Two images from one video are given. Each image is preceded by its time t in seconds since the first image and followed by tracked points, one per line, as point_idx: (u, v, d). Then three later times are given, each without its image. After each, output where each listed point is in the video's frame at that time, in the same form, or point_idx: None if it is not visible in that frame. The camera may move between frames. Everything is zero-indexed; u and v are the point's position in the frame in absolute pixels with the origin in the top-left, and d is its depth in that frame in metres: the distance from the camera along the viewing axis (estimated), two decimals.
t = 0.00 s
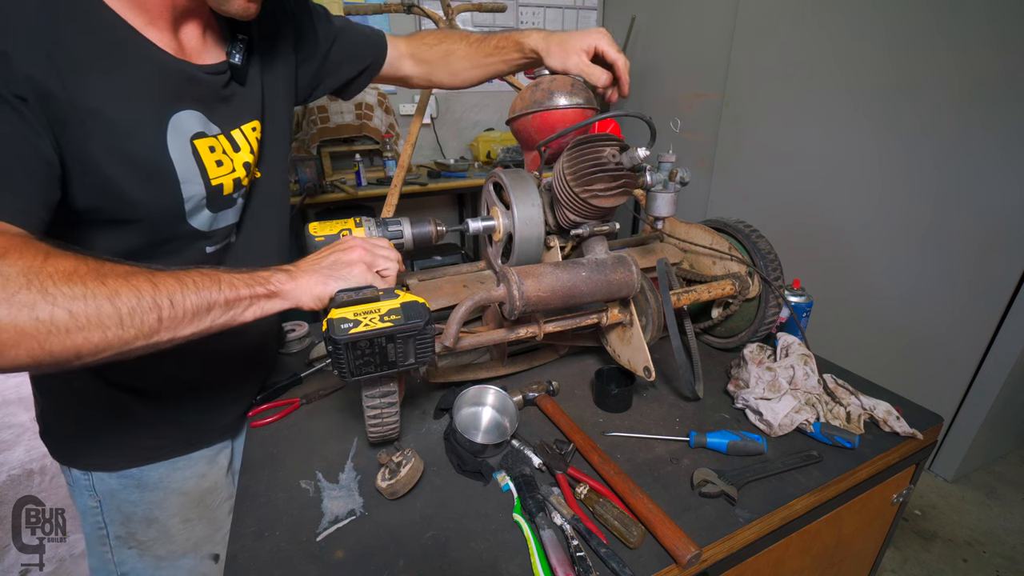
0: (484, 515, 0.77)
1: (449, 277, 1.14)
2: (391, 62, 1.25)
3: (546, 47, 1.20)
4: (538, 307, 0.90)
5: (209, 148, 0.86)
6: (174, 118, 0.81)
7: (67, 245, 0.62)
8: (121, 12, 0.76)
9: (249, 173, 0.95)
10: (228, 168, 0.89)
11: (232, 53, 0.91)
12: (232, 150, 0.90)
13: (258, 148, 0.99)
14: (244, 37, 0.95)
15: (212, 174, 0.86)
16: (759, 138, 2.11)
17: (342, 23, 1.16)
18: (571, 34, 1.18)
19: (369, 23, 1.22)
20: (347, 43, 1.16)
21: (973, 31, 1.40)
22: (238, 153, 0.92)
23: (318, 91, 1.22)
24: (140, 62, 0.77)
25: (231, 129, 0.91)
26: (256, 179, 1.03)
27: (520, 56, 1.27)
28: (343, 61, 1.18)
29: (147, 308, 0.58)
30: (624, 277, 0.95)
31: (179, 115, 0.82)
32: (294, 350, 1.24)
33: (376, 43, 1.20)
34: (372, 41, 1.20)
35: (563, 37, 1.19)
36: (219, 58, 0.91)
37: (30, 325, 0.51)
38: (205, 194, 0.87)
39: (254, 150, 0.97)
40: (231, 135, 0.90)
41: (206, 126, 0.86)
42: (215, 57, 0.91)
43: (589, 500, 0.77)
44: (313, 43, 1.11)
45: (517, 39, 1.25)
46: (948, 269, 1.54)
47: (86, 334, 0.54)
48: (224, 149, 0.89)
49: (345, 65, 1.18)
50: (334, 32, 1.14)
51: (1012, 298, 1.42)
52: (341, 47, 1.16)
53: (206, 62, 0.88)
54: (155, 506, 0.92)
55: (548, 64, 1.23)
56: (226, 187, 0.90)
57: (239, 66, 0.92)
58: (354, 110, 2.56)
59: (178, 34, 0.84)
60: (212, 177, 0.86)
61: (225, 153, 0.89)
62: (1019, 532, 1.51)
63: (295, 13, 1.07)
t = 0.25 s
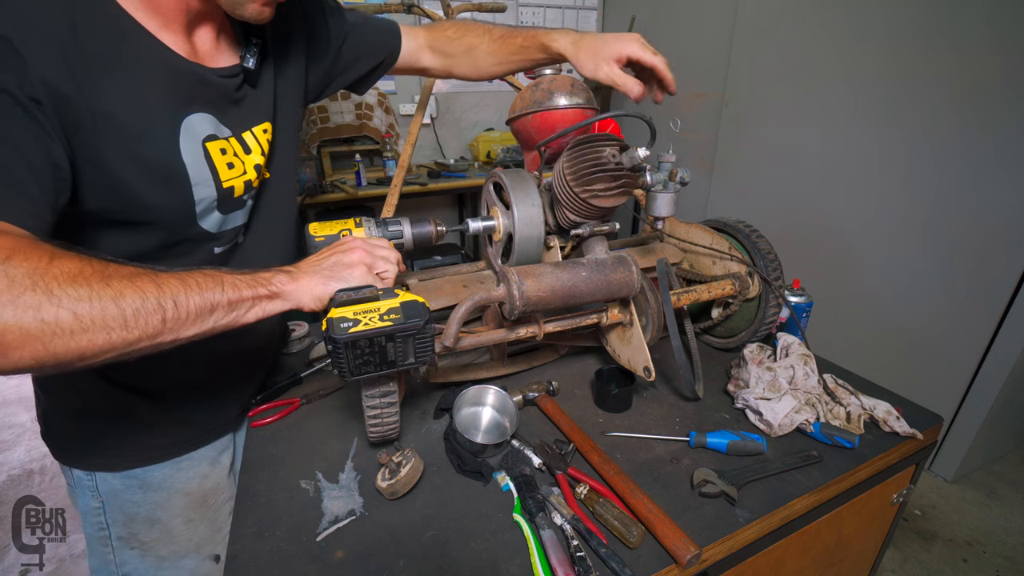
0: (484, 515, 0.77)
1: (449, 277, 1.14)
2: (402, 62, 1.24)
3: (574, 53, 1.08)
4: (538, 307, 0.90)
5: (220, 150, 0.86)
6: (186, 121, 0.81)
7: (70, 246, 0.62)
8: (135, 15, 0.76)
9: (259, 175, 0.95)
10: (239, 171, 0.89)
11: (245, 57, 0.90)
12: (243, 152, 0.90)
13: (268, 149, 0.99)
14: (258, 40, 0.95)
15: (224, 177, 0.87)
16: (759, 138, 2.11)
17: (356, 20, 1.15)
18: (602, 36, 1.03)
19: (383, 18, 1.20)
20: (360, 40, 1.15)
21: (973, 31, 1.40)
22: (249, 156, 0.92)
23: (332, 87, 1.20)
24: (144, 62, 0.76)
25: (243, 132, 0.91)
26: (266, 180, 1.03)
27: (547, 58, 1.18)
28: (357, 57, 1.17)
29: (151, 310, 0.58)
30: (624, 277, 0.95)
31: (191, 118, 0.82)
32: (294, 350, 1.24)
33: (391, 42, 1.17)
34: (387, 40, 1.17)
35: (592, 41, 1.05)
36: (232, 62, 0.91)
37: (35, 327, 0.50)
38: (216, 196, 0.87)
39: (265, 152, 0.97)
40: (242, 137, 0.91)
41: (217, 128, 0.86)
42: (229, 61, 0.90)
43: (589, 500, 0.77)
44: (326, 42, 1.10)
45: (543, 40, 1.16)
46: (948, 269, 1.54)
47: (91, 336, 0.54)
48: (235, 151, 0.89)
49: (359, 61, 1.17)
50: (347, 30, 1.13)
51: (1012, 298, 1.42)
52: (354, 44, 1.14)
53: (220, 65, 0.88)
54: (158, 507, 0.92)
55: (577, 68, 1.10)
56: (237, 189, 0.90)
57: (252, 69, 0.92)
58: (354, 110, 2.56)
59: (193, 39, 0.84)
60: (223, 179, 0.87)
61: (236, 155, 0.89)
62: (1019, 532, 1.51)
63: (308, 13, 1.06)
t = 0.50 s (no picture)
0: (484, 515, 0.77)
1: (449, 277, 1.14)
2: (405, 60, 1.24)
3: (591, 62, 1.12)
4: (538, 307, 0.90)
5: (224, 151, 0.86)
6: (190, 122, 0.81)
7: (69, 245, 0.62)
8: (141, 15, 0.76)
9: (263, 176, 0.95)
10: (243, 172, 0.89)
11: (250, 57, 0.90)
12: (246, 153, 0.90)
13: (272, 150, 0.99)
14: (263, 41, 0.95)
15: (228, 178, 0.87)
16: (759, 138, 2.11)
17: (360, 18, 1.14)
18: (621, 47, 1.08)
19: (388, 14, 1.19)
20: (365, 39, 1.15)
21: (974, 30, 1.40)
22: (253, 156, 0.92)
23: (336, 87, 1.21)
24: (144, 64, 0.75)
25: (247, 133, 0.91)
26: (270, 181, 1.03)
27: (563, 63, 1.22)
28: (361, 57, 1.17)
29: (153, 310, 0.58)
30: (624, 278, 0.95)
31: (195, 119, 0.82)
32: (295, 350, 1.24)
33: (396, 41, 1.17)
34: (393, 39, 1.17)
35: (610, 51, 1.09)
36: (236, 62, 0.91)
37: (37, 327, 0.50)
38: (219, 198, 0.87)
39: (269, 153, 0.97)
40: (247, 138, 0.91)
41: (221, 129, 0.86)
42: (233, 61, 0.90)
43: (589, 500, 0.77)
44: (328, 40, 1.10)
45: (561, 45, 1.20)
46: (948, 269, 1.54)
47: (93, 335, 0.54)
48: (239, 152, 0.89)
49: (363, 61, 1.17)
50: (351, 29, 1.13)
51: (1012, 298, 1.42)
52: (358, 44, 1.14)
53: (225, 66, 0.88)
54: (159, 508, 0.92)
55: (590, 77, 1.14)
56: (240, 191, 0.90)
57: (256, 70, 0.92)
58: (354, 110, 2.56)
59: (198, 40, 0.84)
60: (227, 180, 0.87)
61: (240, 156, 0.89)
62: (1018, 532, 1.51)
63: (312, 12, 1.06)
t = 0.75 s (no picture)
0: (484, 515, 0.77)
1: (449, 277, 1.14)
2: (405, 58, 1.24)
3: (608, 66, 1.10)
4: (538, 307, 0.90)
5: (225, 151, 0.86)
6: (190, 122, 0.81)
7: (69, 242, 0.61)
8: (141, 15, 0.76)
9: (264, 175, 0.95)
10: (244, 171, 0.89)
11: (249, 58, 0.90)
12: (247, 153, 0.90)
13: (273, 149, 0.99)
14: (262, 42, 0.95)
15: (229, 177, 0.87)
16: (759, 137, 2.11)
17: (358, 12, 1.13)
18: (644, 59, 1.06)
19: (387, 7, 1.19)
20: (364, 35, 1.15)
21: (974, 30, 1.40)
22: (253, 156, 0.92)
23: (337, 82, 1.21)
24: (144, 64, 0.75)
25: (248, 133, 0.91)
26: (270, 180, 1.03)
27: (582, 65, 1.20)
28: (361, 52, 1.17)
29: (153, 307, 0.58)
30: (624, 277, 0.95)
31: (195, 118, 0.82)
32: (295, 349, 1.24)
33: (396, 37, 1.17)
34: (392, 35, 1.17)
35: (630, 61, 1.08)
36: (236, 63, 0.91)
37: (37, 323, 0.50)
38: (220, 197, 0.87)
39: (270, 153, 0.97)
40: (247, 138, 0.91)
41: (221, 129, 0.86)
42: (233, 62, 0.90)
43: (588, 500, 0.77)
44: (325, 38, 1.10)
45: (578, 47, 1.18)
46: (948, 269, 1.54)
47: (93, 332, 0.54)
48: (239, 151, 0.89)
49: (363, 57, 1.18)
50: (350, 26, 1.13)
51: (1013, 298, 1.41)
52: (356, 41, 1.14)
53: (224, 67, 0.88)
54: (157, 509, 0.92)
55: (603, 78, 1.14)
56: (241, 190, 0.90)
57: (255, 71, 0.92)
58: (354, 110, 2.56)
59: (198, 40, 0.84)
60: (228, 180, 0.87)
61: (241, 155, 0.89)
62: (1018, 532, 1.51)
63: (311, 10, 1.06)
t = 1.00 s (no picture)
0: (484, 515, 0.77)
1: (449, 277, 1.14)
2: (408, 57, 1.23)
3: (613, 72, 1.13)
4: (538, 307, 0.90)
5: (227, 151, 0.86)
6: (192, 123, 0.81)
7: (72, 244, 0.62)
8: (144, 17, 0.75)
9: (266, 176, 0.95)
10: (246, 172, 0.89)
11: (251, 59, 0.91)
12: (249, 153, 0.91)
13: (275, 150, 0.99)
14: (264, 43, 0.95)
15: (231, 178, 0.87)
16: (759, 137, 2.11)
17: (360, 12, 1.13)
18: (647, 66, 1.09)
19: (390, 6, 1.18)
20: (366, 35, 1.14)
21: (975, 30, 1.40)
22: (255, 156, 0.92)
23: (340, 83, 1.22)
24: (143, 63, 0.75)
25: (250, 133, 0.91)
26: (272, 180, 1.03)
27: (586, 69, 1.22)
28: (364, 52, 1.17)
29: (156, 309, 0.58)
30: (624, 277, 0.95)
31: (197, 119, 0.82)
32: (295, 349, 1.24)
33: (398, 36, 1.17)
34: (394, 35, 1.17)
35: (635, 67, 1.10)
36: (238, 64, 0.90)
37: (41, 325, 0.50)
38: (222, 197, 0.87)
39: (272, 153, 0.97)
40: (249, 138, 0.91)
41: (224, 129, 0.86)
42: (235, 63, 0.90)
43: (589, 500, 0.77)
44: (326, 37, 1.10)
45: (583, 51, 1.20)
46: (949, 268, 1.54)
47: (96, 334, 0.54)
48: (241, 152, 0.89)
49: (365, 57, 1.18)
50: (353, 26, 1.12)
51: (1013, 298, 1.41)
52: (359, 41, 1.14)
53: (227, 68, 0.88)
54: (160, 509, 0.93)
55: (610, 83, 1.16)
56: (244, 190, 0.90)
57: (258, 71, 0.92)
58: (354, 110, 2.56)
59: (200, 41, 0.83)
60: (230, 180, 0.87)
61: (243, 156, 0.89)
62: (1018, 531, 1.51)
63: (311, 10, 1.05)
